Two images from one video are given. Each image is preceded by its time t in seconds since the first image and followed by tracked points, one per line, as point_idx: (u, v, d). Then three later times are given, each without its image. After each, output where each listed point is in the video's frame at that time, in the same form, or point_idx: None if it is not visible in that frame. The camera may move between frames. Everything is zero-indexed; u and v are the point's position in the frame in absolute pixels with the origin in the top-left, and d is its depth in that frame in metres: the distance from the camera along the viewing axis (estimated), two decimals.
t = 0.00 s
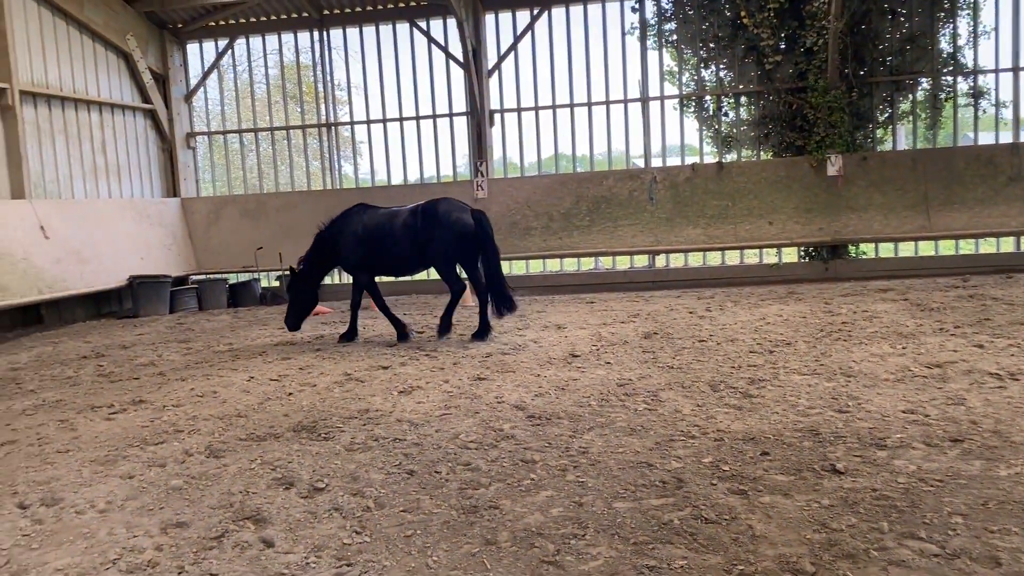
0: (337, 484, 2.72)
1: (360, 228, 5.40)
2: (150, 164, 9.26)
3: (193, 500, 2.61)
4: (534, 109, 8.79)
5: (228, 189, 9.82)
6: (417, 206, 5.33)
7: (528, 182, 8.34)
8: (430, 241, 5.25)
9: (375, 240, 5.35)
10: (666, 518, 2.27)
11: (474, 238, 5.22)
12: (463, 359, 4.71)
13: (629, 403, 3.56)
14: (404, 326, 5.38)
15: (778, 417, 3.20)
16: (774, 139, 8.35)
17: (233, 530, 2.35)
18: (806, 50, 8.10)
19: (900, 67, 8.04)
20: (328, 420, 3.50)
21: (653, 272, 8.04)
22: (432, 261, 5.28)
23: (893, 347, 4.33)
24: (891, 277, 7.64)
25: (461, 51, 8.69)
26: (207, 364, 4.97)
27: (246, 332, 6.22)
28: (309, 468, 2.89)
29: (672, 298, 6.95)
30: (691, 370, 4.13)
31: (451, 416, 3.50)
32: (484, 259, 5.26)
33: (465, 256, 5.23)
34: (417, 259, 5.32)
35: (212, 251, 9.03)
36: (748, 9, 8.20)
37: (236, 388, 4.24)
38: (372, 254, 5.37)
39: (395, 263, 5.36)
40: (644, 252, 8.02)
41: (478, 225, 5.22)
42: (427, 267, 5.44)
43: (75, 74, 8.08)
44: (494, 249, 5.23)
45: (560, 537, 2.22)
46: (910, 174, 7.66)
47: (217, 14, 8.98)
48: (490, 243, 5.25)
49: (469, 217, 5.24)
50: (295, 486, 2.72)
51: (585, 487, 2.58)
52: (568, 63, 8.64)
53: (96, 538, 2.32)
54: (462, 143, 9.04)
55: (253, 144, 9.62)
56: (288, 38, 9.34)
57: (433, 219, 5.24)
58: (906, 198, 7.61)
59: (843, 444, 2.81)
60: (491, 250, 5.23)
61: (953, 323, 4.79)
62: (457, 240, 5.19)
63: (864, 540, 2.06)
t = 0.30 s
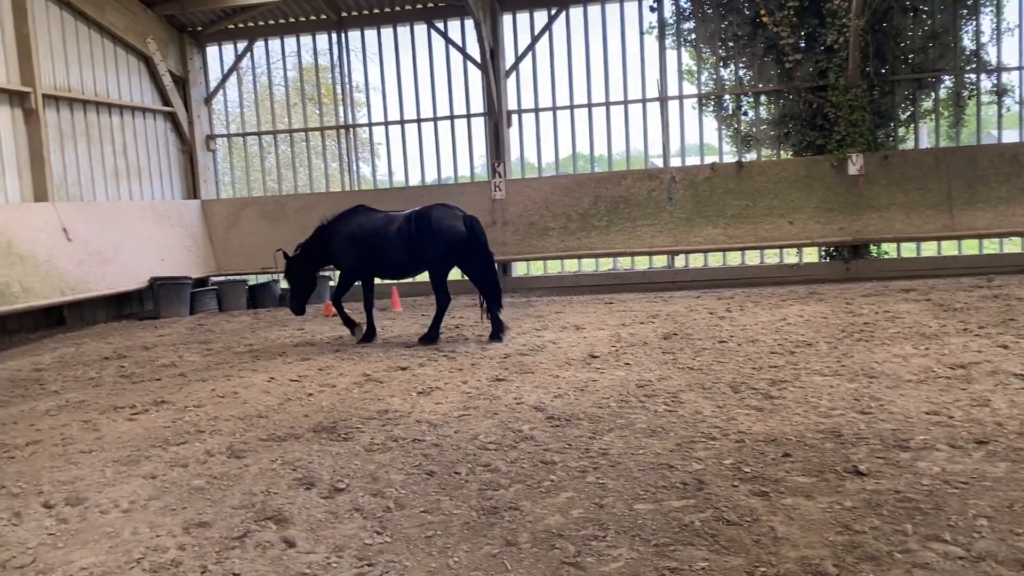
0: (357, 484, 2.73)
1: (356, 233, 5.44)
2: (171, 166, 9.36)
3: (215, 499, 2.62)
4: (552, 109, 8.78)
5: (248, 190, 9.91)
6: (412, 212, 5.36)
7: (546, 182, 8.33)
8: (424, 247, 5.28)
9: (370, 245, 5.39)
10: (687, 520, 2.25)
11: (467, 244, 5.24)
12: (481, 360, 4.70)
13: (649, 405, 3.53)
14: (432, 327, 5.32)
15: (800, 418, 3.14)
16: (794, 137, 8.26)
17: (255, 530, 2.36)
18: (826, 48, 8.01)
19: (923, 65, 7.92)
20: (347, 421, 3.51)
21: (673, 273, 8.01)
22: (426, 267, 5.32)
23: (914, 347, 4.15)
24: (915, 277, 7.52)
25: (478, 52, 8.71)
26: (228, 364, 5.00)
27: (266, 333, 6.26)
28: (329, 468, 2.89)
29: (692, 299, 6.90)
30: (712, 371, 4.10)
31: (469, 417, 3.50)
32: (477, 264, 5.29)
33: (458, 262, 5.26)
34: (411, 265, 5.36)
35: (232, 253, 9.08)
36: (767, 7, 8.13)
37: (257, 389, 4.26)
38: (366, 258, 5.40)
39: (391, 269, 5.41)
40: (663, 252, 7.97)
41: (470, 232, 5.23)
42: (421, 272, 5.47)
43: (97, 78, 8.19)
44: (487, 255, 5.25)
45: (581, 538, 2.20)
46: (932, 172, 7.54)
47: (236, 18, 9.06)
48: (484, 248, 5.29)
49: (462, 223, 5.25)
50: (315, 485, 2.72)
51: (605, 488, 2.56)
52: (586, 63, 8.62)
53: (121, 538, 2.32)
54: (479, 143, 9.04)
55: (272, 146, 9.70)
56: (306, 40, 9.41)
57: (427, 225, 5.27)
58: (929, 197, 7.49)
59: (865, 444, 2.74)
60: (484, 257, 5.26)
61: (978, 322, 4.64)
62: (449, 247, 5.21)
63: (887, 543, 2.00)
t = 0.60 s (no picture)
0: (370, 483, 2.73)
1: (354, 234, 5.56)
2: (180, 168, 9.40)
3: (229, 498, 2.62)
4: (559, 110, 8.79)
5: (256, 192, 9.95)
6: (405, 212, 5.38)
7: (553, 183, 8.33)
8: (414, 248, 5.30)
9: (363, 245, 5.50)
10: (700, 518, 2.24)
11: (457, 245, 5.22)
12: (490, 360, 4.70)
13: (660, 405, 3.53)
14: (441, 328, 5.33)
15: (811, 417, 3.12)
16: (802, 137, 8.24)
17: (270, 528, 2.36)
18: (833, 48, 8.00)
19: (931, 65, 7.90)
20: (359, 421, 3.52)
21: (681, 273, 8.01)
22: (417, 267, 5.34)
23: (924, 348, 4.06)
24: (925, 277, 7.49)
25: (486, 53, 8.73)
26: (238, 365, 5.01)
27: (276, 334, 6.29)
28: (342, 467, 2.90)
29: (700, 299, 6.89)
30: (722, 370, 4.10)
31: (479, 416, 3.51)
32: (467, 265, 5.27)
33: (447, 263, 5.24)
34: (403, 265, 5.40)
35: (241, 254, 9.11)
36: (775, 7, 8.13)
37: (267, 388, 4.27)
38: (359, 257, 5.53)
39: (384, 268, 5.48)
40: (671, 253, 7.97)
41: (460, 233, 5.21)
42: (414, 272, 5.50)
43: (107, 80, 8.24)
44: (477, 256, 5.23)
45: (595, 537, 2.21)
46: (941, 172, 7.51)
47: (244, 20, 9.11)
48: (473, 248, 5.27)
49: (452, 225, 5.24)
50: (328, 484, 2.72)
51: (617, 487, 2.57)
52: (594, 64, 8.64)
53: (137, 536, 2.32)
54: (487, 144, 9.05)
55: (280, 147, 9.74)
56: (314, 42, 9.44)
57: (417, 225, 5.27)
58: (938, 197, 7.46)
59: (876, 443, 2.68)
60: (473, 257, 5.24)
61: (989, 321, 4.63)
62: (439, 247, 5.20)
63: (901, 540, 1.97)
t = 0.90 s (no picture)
0: (381, 487, 2.73)
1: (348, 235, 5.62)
2: (183, 172, 9.41)
3: (242, 502, 2.62)
4: (563, 115, 8.83)
5: (260, 197, 9.97)
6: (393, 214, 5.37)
7: (556, 188, 8.34)
8: (402, 252, 5.29)
9: (356, 248, 5.54)
10: (712, 521, 2.23)
11: (443, 250, 5.20)
12: (496, 365, 4.70)
13: (668, 409, 3.54)
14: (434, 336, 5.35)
15: (819, 420, 3.10)
16: (805, 142, 8.26)
17: (284, 532, 2.37)
18: (836, 52, 8.02)
19: (933, 69, 7.93)
20: (367, 425, 3.51)
21: (684, 278, 8.03)
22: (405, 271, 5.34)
23: (930, 351, 4.09)
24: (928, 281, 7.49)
25: (489, 58, 8.76)
26: (244, 369, 5.01)
27: (281, 338, 6.29)
28: (352, 471, 2.89)
29: (704, 303, 6.90)
30: (728, 374, 4.10)
31: (487, 421, 3.51)
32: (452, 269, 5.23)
33: (432, 267, 5.23)
34: (392, 268, 5.41)
35: (245, 258, 9.12)
36: (778, 12, 8.16)
37: (274, 393, 4.26)
38: (353, 260, 5.58)
39: (375, 271, 5.51)
40: (674, 257, 7.98)
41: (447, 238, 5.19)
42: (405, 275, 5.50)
43: (112, 85, 8.26)
44: (462, 261, 5.17)
45: (607, 540, 2.21)
46: (944, 176, 7.53)
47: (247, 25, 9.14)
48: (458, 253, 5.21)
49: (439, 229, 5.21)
50: (340, 488, 2.72)
51: (629, 491, 2.57)
52: (597, 70, 8.67)
53: (151, 540, 2.33)
54: (490, 149, 9.08)
55: (283, 152, 9.76)
56: (318, 47, 9.47)
57: (403, 229, 5.25)
58: (941, 201, 7.48)
59: (885, 446, 2.65)
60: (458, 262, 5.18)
61: (994, 326, 4.62)
62: (425, 252, 5.18)
63: (913, 544, 1.93)
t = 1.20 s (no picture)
0: (387, 487, 2.74)
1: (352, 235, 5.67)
2: (178, 174, 9.38)
3: (248, 502, 2.63)
4: (558, 118, 8.88)
5: (254, 198, 9.96)
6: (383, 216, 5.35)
7: (552, 191, 8.40)
8: (370, 260, 5.21)
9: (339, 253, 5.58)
10: (718, 519, 2.26)
11: (413, 257, 5.15)
12: (495, 366, 4.73)
13: (668, 409, 3.58)
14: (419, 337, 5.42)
15: (819, 420, 3.14)
16: (798, 145, 8.35)
17: (292, 531, 2.38)
18: (829, 57, 8.11)
19: (925, 74, 8.03)
20: (369, 425, 3.52)
21: (678, 280, 8.09)
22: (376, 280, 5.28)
23: (925, 353, 4.15)
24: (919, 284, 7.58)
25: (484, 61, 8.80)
26: (242, 371, 4.99)
27: (277, 340, 6.28)
28: (357, 471, 2.90)
29: (699, 305, 6.96)
30: (726, 375, 4.15)
31: (490, 421, 3.54)
32: (428, 274, 5.26)
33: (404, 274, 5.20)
34: (363, 275, 5.36)
35: (239, 260, 9.09)
36: (771, 17, 8.24)
37: (274, 394, 4.26)
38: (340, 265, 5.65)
39: (353, 277, 5.51)
40: (668, 259, 8.04)
41: (417, 244, 5.13)
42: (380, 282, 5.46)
43: (107, 87, 8.23)
44: (434, 267, 5.18)
45: (616, 538, 2.24)
46: (934, 180, 7.63)
47: (242, 27, 9.13)
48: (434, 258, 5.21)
49: (408, 236, 5.14)
50: (345, 488, 2.73)
51: (634, 489, 2.60)
52: (592, 73, 8.73)
53: (160, 539, 2.34)
54: (485, 152, 9.10)
55: (278, 154, 9.75)
56: (313, 50, 9.48)
57: (371, 237, 5.17)
58: (932, 205, 7.57)
59: (885, 446, 2.69)
60: (433, 268, 5.20)
61: (987, 327, 4.70)
62: (395, 259, 5.13)
63: (917, 540, 1.97)
